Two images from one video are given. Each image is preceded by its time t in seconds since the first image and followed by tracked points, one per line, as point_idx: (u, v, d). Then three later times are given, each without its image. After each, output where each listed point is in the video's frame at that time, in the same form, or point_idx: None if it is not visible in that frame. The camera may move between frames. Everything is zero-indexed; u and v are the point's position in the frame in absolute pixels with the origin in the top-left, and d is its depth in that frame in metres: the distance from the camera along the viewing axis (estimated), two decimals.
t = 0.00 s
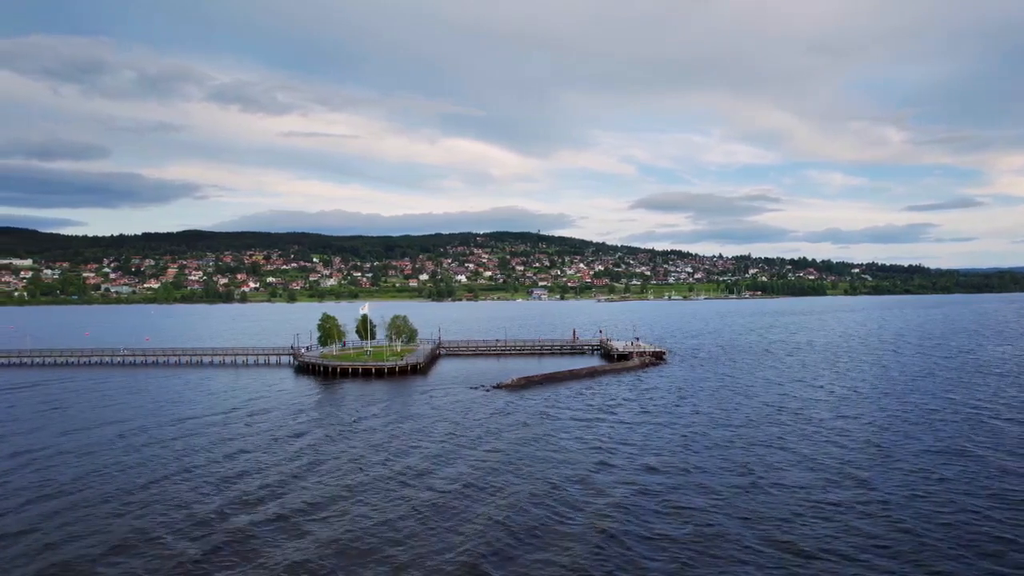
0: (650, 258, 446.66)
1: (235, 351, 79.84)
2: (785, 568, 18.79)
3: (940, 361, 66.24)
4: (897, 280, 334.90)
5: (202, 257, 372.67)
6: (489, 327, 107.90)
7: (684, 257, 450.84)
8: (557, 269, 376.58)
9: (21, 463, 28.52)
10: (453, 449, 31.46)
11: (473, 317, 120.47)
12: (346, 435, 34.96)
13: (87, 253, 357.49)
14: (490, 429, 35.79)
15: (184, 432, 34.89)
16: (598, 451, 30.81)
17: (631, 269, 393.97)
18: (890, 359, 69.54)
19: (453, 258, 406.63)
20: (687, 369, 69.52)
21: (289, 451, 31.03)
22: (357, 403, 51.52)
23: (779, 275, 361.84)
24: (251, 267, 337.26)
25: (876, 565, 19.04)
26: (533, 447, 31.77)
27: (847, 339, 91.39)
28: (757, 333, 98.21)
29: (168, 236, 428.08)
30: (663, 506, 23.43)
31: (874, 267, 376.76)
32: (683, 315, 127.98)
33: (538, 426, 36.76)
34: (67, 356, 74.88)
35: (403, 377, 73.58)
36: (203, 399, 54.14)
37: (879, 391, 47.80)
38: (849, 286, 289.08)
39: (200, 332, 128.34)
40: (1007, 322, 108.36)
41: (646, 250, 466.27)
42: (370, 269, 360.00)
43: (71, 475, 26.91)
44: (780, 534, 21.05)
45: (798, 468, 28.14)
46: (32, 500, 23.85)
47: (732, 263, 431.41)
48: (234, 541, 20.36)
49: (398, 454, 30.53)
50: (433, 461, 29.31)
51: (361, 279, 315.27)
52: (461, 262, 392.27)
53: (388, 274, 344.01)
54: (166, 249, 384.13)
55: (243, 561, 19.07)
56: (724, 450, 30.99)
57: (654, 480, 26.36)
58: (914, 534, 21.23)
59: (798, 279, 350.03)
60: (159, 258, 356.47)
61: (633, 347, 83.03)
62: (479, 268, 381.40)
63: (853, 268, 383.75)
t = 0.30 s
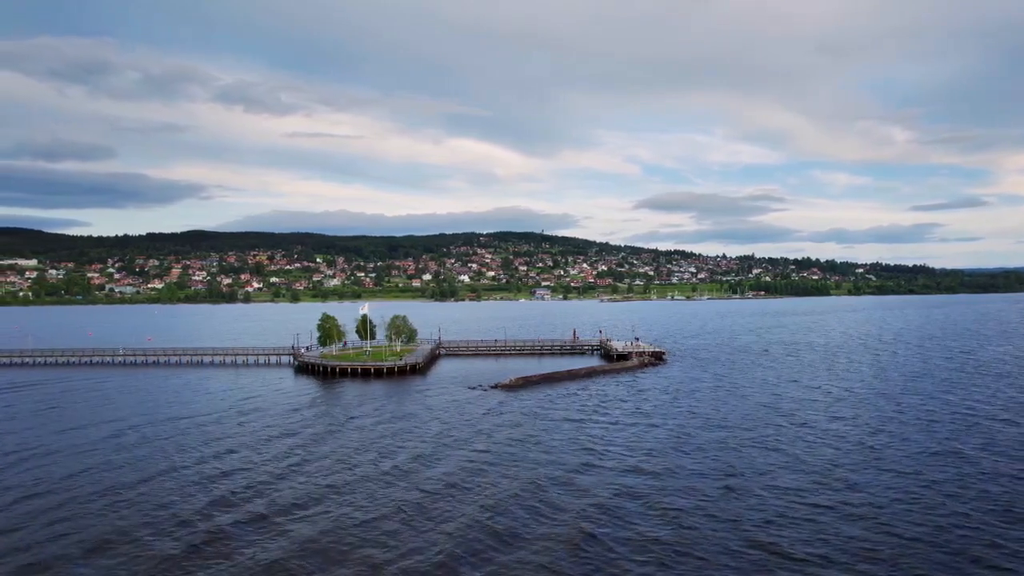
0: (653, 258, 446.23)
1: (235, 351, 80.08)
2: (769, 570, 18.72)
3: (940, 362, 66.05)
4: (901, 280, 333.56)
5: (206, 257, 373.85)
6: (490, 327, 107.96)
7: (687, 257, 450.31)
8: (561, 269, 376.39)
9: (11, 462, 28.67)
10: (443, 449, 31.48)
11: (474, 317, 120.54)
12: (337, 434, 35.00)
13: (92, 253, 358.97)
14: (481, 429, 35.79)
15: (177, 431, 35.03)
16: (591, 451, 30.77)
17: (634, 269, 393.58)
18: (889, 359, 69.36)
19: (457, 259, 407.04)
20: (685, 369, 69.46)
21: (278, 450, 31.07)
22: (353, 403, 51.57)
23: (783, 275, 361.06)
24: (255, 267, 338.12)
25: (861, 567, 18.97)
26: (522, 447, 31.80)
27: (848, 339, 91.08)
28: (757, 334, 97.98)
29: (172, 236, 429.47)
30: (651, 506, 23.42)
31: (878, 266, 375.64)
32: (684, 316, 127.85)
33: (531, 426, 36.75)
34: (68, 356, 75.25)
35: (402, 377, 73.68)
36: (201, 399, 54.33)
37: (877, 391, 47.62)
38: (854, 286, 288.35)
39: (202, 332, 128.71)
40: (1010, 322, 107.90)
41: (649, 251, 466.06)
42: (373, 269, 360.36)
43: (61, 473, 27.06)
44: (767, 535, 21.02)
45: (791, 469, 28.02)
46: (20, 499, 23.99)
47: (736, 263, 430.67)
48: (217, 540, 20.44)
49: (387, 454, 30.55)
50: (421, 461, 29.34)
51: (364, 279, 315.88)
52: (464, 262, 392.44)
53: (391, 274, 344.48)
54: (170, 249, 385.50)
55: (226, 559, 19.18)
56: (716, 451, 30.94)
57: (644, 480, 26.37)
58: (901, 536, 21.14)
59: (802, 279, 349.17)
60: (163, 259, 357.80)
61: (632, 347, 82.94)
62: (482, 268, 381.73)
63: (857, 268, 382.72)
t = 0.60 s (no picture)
0: (657, 258, 445.93)
1: (236, 351, 80.37)
2: (752, 573, 18.63)
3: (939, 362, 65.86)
4: (905, 280, 332.55)
5: (210, 257, 375.24)
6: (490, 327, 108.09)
7: (691, 257, 449.91)
8: (564, 269, 376.66)
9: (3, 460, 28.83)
10: (432, 449, 31.48)
11: (475, 318, 120.71)
12: (328, 434, 35.06)
13: (97, 253, 360.61)
14: (473, 429, 35.79)
15: (169, 430, 35.15)
16: (582, 452, 30.71)
17: (638, 269, 393.46)
18: (888, 360, 69.19)
19: (460, 259, 407.63)
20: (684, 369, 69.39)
21: (267, 450, 31.10)
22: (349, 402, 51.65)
23: (786, 275, 360.42)
24: (258, 267, 339.18)
25: (845, 571, 18.85)
26: (511, 447, 31.79)
27: (849, 339, 90.82)
28: (758, 334, 97.79)
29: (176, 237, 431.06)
30: (637, 508, 23.36)
31: (882, 266, 374.70)
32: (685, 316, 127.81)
33: (523, 426, 36.74)
34: (69, 356, 75.77)
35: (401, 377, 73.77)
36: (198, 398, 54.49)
37: (874, 392, 47.46)
38: (857, 286, 287.69)
39: (205, 331, 129.20)
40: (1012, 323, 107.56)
41: (652, 251, 465.91)
42: (377, 269, 361.02)
43: (50, 471, 27.20)
44: (752, 538, 20.93)
45: (780, 469, 27.93)
46: (7, 497, 24.12)
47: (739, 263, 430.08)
48: (199, 539, 20.49)
49: (376, 454, 30.59)
50: (409, 461, 29.34)
51: (367, 280, 316.47)
52: (467, 262, 392.84)
53: (395, 274, 345.14)
54: (174, 249, 386.98)
55: (207, 558, 19.22)
56: (705, 451, 30.91)
57: (633, 482, 26.29)
58: (884, 539, 21.06)
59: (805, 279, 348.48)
60: (168, 259, 359.23)
61: (632, 347, 82.89)
62: (485, 268, 382.16)
63: (860, 268, 381.88)
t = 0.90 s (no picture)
0: (660, 258, 445.52)
1: (236, 352, 80.61)
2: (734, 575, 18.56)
3: (939, 363, 65.57)
4: (909, 280, 331.20)
5: (214, 257, 376.42)
6: (491, 327, 108.12)
7: (694, 257, 449.39)
8: (567, 269, 376.79)
9: None
10: (422, 448, 31.56)
11: (476, 318, 120.79)
12: (320, 433, 35.11)
13: (102, 253, 362.28)
14: (465, 429, 35.85)
15: (162, 429, 35.33)
16: (573, 452, 30.64)
17: (641, 269, 393.06)
18: (888, 361, 68.96)
19: (463, 259, 408.08)
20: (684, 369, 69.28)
21: (258, 449, 31.20)
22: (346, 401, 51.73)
23: (790, 275, 359.64)
24: (262, 267, 340.10)
25: (831, 574, 18.70)
26: (502, 446, 31.82)
27: (850, 339, 90.54)
28: (759, 334, 97.53)
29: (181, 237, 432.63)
30: (625, 509, 23.27)
31: (887, 266, 373.63)
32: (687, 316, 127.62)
33: (516, 426, 36.77)
34: (70, 356, 76.22)
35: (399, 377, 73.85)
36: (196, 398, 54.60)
37: (871, 392, 47.29)
38: (861, 286, 287.12)
39: (207, 332, 129.52)
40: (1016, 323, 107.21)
41: (656, 251, 466.21)
42: (380, 269, 361.45)
43: (42, 471, 27.36)
44: (738, 541, 20.81)
45: (768, 470, 27.94)
46: None
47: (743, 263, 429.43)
48: (183, 539, 20.50)
49: (365, 453, 30.65)
50: (398, 460, 29.39)
51: (370, 280, 316.95)
52: (470, 262, 392.99)
53: (398, 274, 345.62)
54: (179, 249, 388.47)
55: (190, 557, 19.30)
56: (695, 451, 30.92)
57: (622, 483, 26.20)
58: (866, 540, 21.06)
59: (809, 279, 347.53)
60: (172, 259, 360.68)
61: (631, 347, 82.83)
62: (489, 268, 382.33)
63: (865, 268, 380.88)
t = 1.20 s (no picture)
0: (664, 258, 444.98)
1: (236, 352, 80.87)
2: None
3: (940, 364, 65.20)
4: (914, 280, 329.75)
5: (218, 257, 377.64)
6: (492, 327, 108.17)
7: (698, 257, 448.60)
8: (572, 269, 377.51)
9: None
10: (412, 448, 31.57)
11: (477, 317, 120.86)
12: (311, 432, 35.14)
13: (107, 254, 363.88)
14: (456, 429, 35.87)
15: (154, 428, 35.45)
16: (564, 453, 30.56)
17: (645, 269, 392.60)
18: (889, 361, 68.65)
19: (467, 259, 408.42)
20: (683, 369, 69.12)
21: (247, 448, 31.26)
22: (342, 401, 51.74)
23: (794, 275, 358.67)
24: (266, 267, 340.92)
25: None
26: (492, 446, 31.82)
27: (852, 340, 90.15)
28: (760, 334, 97.23)
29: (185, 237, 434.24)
30: (612, 511, 23.16)
31: (891, 266, 372.34)
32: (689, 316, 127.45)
33: (508, 425, 36.78)
34: (72, 356, 76.62)
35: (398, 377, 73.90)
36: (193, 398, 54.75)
37: (867, 393, 47.11)
38: (865, 286, 286.09)
39: (210, 332, 129.95)
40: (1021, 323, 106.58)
41: (659, 251, 465.61)
42: (384, 269, 361.86)
43: (31, 469, 27.49)
44: (723, 543, 20.70)
45: (757, 471, 27.88)
46: None
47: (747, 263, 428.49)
48: (165, 538, 20.54)
49: (354, 452, 30.68)
50: (386, 460, 29.41)
51: (374, 280, 317.51)
52: (474, 262, 393.15)
53: (401, 274, 346.02)
54: (183, 249, 389.97)
55: (171, 556, 19.40)
56: (684, 452, 30.84)
57: (611, 484, 26.09)
58: (847, 542, 21.02)
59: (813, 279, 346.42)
60: (176, 259, 362.04)
61: (631, 347, 82.70)
62: (492, 269, 382.49)
63: (869, 267, 379.53)
